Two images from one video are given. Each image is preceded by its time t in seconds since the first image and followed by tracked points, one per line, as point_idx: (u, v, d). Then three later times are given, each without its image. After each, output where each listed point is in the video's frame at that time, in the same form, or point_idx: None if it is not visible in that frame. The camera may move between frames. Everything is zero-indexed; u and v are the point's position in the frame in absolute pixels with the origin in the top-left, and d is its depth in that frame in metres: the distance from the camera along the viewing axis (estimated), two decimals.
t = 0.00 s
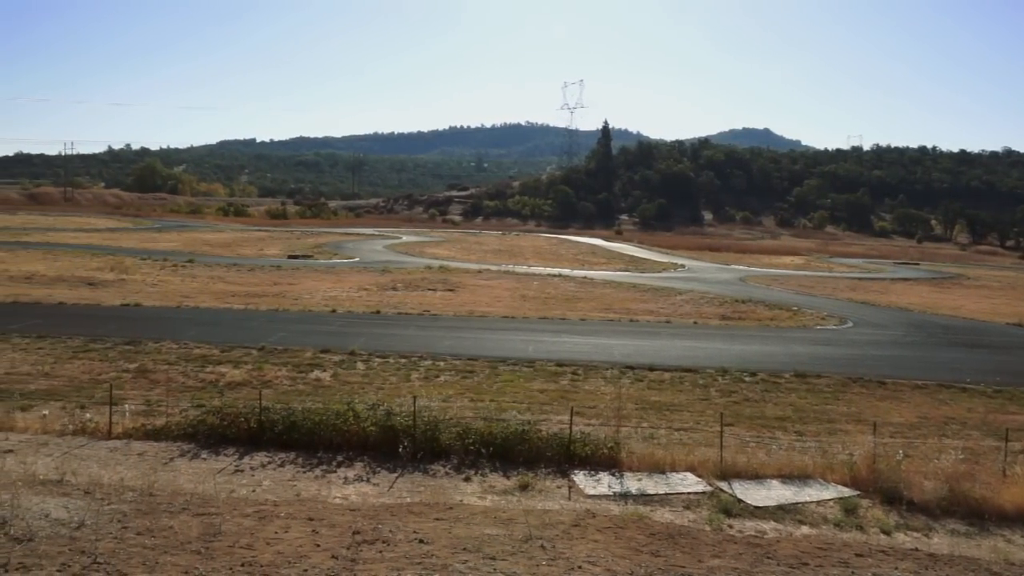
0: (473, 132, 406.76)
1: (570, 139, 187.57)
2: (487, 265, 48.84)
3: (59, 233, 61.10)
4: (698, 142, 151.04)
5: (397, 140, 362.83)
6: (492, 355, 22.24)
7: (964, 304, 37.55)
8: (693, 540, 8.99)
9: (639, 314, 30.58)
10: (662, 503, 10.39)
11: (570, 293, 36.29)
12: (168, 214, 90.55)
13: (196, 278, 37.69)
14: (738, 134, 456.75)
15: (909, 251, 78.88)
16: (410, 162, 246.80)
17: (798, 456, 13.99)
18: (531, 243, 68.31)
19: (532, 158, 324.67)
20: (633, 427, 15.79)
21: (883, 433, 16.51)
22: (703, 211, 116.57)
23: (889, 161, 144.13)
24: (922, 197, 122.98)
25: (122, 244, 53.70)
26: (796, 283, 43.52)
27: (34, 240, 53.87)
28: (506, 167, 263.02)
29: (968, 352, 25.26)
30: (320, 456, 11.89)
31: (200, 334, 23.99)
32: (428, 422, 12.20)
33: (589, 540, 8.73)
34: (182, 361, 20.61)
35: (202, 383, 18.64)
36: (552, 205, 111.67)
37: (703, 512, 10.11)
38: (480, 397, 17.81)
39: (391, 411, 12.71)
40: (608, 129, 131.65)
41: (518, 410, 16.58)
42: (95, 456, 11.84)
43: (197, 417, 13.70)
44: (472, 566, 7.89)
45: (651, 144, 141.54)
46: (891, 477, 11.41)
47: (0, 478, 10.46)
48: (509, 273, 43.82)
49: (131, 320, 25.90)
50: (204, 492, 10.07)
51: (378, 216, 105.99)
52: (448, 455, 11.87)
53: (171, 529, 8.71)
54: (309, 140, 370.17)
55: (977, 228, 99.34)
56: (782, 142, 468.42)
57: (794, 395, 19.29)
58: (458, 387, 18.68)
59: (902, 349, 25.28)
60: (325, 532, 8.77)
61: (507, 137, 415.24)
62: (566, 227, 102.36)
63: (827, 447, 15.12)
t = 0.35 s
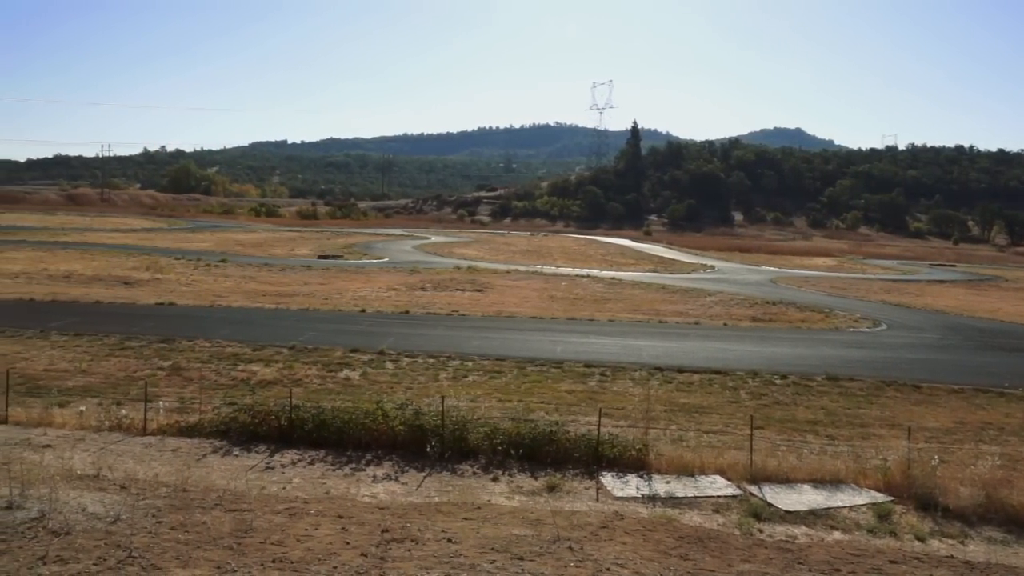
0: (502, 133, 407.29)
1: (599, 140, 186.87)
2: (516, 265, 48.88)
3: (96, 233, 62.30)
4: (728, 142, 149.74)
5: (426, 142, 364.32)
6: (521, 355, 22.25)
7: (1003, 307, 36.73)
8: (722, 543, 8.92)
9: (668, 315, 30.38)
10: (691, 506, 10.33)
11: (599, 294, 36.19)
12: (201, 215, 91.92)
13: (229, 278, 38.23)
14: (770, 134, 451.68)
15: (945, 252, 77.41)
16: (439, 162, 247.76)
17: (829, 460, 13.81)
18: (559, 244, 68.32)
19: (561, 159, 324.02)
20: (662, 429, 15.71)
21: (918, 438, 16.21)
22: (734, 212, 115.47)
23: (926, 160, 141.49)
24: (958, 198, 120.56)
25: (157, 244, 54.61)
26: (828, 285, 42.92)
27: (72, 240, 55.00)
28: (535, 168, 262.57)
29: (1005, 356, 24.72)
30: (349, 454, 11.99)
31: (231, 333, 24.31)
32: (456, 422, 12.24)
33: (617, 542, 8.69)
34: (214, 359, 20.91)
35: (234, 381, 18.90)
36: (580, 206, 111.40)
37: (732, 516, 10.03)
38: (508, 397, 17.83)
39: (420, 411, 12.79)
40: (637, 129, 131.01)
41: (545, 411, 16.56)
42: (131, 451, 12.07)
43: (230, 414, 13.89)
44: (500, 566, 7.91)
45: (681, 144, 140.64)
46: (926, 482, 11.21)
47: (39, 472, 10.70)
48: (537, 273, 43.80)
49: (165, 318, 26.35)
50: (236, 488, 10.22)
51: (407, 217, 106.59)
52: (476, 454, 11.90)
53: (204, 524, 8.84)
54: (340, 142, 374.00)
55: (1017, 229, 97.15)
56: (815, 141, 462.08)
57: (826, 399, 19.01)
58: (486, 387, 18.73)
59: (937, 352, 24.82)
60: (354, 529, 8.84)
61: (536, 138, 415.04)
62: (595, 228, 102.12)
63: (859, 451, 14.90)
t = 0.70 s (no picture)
0: (532, 134, 407.22)
1: (629, 141, 185.73)
2: (545, 266, 48.83)
3: (133, 233, 63.48)
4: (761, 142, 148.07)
5: (456, 142, 365.38)
6: (550, 356, 22.21)
7: None
8: (753, 548, 8.83)
9: (698, 317, 30.16)
10: (721, 510, 10.23)
11: (628, 295, 36.03)
12: (234, 215, 93.21)
13: (262, 277, 38.72)
14: (803, 134, 445.97)
15: (984, 254, 75.73)
16: (468, 163, 248.32)
17: (863, 465, 13.58)
18: (589, 244, 68.10)
19: (590, 159, 323.07)
20: (692, 431, 15.59)
21: (955, 444, 15.90)
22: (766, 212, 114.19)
23: (964, 160, 138.63)
24: (998, 198, 117.92)
25: (191, 244, 55.46)
26: (862, 287, 42.26)
27: (109, 240, 56.09)
28: (564, 168, 261.99)
29: None
30: (379, 453, 12.06)
31: (262, 332, 24.61)
32: (485, 422, 12.26)
33: (647, 545, 8.64)
34: (246, 357, 21.19)
35: (266, 379, 19.13)
36: (610, 206, 110.94)
37: (763, 521, 9.91)
38: (537, 398, 17.81)
39: (448, 410, 12.83)
40: (667, 129, 130.18)
41: (574, 412, 16.52)
42: (165, 447, 12.28)
43: (262, 412, 14.06)
44: (528, 567, 7.90)
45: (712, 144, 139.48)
46: (964, 489, 10.97)
47: (77, 466, 10.94)
48: (566, 274, 43.73)
49: (199, 317, 26.74)
50: (268, 485, 10.34)
51: (437, 218, 107.03)
52: (505, 455, 11.91)
53: (236, 520, 8.96)
54: (371, 142, 377.02)
55: None
56: (849, 141, 455.10)
57: (860, 403, 18.73)
58: (515, 388, 18.74)
59: (975, 356, 24.30)
60: (384, 528, 8.89)
61: (566, 138, 414.40)
62: (624, 229, 101.68)
63: (894, 457, 14.64)
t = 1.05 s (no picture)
0: (563, 134, 406.44)
1: (661, 141, 184.35)
2: (575, 266, 48.75)
3: (170, 233, 64.60)
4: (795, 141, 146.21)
5: (487, 143, 365.90)
6: (580, 357, 22.13)
7: None
8: (787, 554, 8.71)
9: (731, 318, 29.88)
10: (754, 514, 10.11)
11: (659, 296, 35.79)
12: (268, 216, 94.52)
13: (295, 277, 39.16)
14: (839, 133, 439.28)
15: None
16: (499, 163, 248.60)
17: (901, 471, 13.32)
18: (620, 245, 67.75)
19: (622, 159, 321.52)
20: (723, 434, 15.43)
21: (996, 451, 15.52)
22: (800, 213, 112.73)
23: (1006, 160, 135.49)
24: None
25: (226, 244, 56.25)
26: (900, 289, 41.50)
27: (147, 240, 57.11)
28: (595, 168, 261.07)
29: None
30: (409, 453, 12.12)
31: (294, 331, 24.88)
32: (515, 423, 12.26)
33: (678, 549, 8.57)
34: (279, 356, 21.45)
35: (298, 378, 19.34)
36: (642, 207, 110.36)
37: (797, 526, 9.78)
38: (567, 399, 17.75)
39: (478, 411, 12.84)
40: (700, 129, 129.14)
41: (605, 414, 16.44)
42: (200, 444, 12.47)
43: (294, 411, 14.21)
44: (559, 568, 7.88)
45: (744, 144, 138.10)
46: (1004, 498, 10.70)
47: (115, 462, 11.14)
48: (596, 275, 43.57)
49: (233, 316, 27.12)
50: (300, 483, 10.44)
51: (468, 219, 107.35)
52: (534, 456, 11.90)
53: (269, 517, 9.06)
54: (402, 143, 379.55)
55: None
56: (886, 140, 447.18)
57: (897, 408, 18.37)
58: (545, 389, 18.71)
59: (1016, 360, 23.73)
60: (414, 527, 8.94)
61: (597, 139, 413.04)
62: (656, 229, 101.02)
63: (932, 463, 14.34)
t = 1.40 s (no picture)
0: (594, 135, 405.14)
1: (694, 142, 182.82)
2: (605, 268, 48.58)
3: (206, 234, 65.67)
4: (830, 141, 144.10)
5: (519, 144, 366.17)
6: (611, 359, 22.04)
7: None
8: (821, 560, 8.58)
9: (764, 320, 29.57)
10: (787, 519, 9.99)
11: (691, 298, 35.51)
12: (301, 217, 95.58)
13: (328, 278, 39.55)
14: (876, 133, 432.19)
15: None
16: (530, 164, 248.46)
17: (939, 477, 13.05)
18: (652, 246, 67.36)
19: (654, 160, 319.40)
20: (756, 437, 15.27)
21: None
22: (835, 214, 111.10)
23: None
24: None
25: (261, 245, 57.02)
26: (938, 291, 40.68)
27: (184, 241, 58.10)
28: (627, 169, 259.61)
29: None
30: (440, 453, 12.17)
31: (327, 331, 25.13)
32: (545, 424, 12.25)
33: (710, 553, 8.49)
34: (312, 356, 21.68)
35: (331, 377, 19.53)
36: (673, 208, 109.66)
37: (831, 532, 9.63)
38: (598, 401, 17.70)
39: (509, 411, 12.86)
40: (733, 129, 127.89)
41: (636, 416, 16.36)
42: (234, 442, 12.66)
43: (326, 410, 14.34)
44: (590, 571, 7.86)
45: (778, 144, 136.50)
46: None
47: (152, 458, 11.35)
48: (627, 276, 43.38)
49: (267, 316, 27.50)
50: (332, 481, 10.55)
51: (499, 220, 107.57)
52: (565, 457, 11.87)
53: (303, 514, 9.17)
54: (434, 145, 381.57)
55: None
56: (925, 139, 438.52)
57: (935, 413, 18.00)
58: (575, 390, 18.68)
59: None
60: (445, 527, 8.97)
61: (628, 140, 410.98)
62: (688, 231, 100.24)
63: (971, 469, 14.03)
